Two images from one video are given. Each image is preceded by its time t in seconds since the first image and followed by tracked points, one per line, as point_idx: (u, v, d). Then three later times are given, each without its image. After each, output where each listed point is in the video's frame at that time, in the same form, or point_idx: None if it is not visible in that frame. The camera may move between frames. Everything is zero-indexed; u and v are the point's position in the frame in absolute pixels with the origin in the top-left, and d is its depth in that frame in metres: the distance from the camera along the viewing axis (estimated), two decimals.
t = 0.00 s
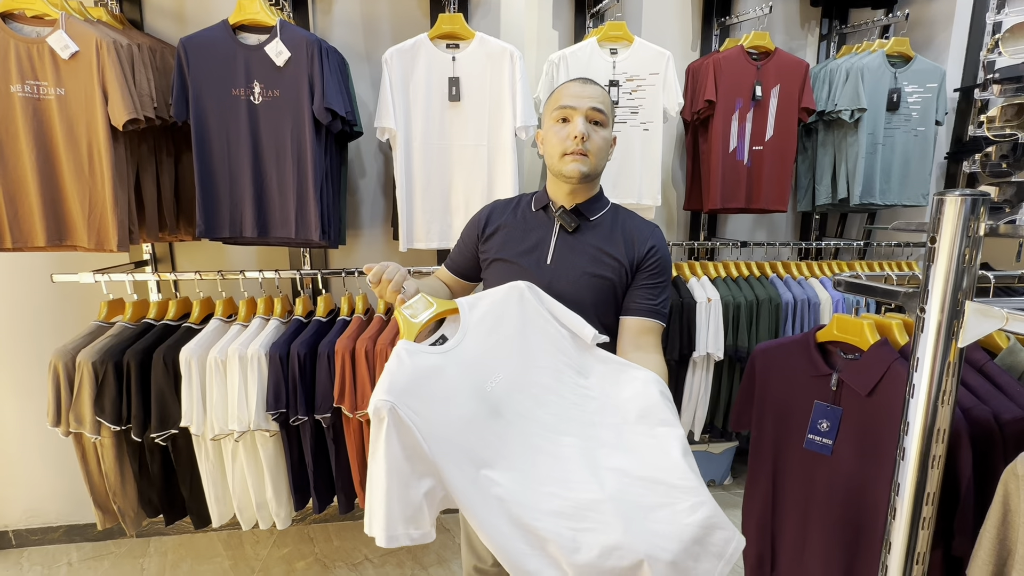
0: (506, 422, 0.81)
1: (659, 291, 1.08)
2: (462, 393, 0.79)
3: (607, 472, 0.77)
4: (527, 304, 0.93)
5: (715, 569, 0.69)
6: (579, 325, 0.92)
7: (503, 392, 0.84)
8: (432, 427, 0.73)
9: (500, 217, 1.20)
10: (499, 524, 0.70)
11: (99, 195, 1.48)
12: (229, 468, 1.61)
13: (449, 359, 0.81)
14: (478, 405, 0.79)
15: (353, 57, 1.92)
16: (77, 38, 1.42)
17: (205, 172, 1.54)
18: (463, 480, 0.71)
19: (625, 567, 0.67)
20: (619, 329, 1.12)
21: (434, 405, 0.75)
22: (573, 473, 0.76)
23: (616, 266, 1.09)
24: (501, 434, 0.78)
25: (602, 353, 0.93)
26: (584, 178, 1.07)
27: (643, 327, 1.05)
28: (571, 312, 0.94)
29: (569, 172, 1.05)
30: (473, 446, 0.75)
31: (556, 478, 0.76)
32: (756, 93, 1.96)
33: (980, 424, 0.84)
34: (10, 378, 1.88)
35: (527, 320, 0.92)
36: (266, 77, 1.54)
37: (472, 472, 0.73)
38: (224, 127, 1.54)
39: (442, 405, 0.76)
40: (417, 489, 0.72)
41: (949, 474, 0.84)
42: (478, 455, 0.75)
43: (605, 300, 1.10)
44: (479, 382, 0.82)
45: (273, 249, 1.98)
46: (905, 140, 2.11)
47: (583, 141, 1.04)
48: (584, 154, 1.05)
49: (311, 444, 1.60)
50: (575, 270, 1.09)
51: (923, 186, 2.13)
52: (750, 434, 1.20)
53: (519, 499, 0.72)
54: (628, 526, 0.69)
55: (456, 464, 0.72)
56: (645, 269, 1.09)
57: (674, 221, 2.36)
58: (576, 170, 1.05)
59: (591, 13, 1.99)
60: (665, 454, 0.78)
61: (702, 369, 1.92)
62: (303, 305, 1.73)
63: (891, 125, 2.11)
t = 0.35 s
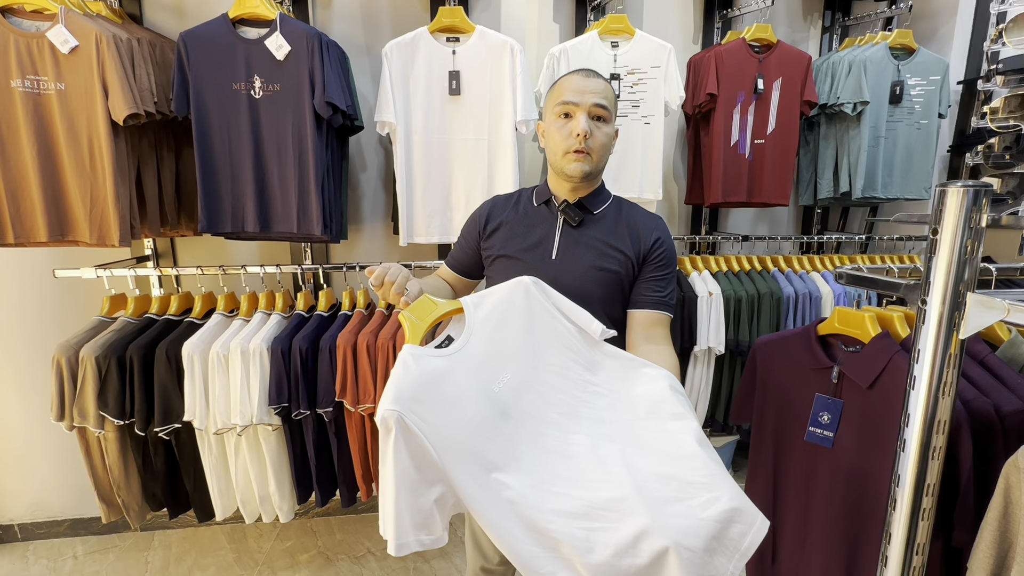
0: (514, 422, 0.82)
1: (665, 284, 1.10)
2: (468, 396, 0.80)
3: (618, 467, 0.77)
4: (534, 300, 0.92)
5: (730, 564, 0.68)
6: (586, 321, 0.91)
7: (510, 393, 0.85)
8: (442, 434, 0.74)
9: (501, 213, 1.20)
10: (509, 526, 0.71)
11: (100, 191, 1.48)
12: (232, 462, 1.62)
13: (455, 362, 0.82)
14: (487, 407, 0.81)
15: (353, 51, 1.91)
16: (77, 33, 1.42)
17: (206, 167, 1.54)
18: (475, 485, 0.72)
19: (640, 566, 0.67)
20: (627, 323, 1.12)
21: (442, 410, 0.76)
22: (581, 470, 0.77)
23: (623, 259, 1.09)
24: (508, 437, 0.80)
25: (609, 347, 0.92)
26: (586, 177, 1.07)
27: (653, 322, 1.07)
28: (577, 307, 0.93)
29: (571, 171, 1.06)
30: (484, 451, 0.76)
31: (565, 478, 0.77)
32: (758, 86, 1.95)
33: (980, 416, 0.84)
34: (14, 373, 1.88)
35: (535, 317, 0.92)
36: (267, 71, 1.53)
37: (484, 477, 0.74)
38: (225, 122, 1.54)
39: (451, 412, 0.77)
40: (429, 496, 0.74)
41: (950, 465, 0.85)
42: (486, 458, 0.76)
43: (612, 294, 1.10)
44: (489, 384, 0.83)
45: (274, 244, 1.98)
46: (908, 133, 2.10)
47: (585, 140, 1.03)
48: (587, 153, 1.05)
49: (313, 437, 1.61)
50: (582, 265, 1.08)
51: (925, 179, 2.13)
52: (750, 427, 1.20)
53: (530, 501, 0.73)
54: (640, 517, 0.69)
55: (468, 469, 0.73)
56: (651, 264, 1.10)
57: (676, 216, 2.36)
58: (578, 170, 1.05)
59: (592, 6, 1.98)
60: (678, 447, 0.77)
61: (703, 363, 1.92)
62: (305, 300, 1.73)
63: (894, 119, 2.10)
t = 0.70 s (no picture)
0: (518, 414, 0.83)
1: (666, 272, 1.10)
2: (472, 389, 0.80)
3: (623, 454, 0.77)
4: (535, 289, 0.92)
5: (744, 546, 0.67)
6: (588, 309, 0.90)
7: (513, 383, 0.85)
8: (449, 427, 0.73)
9: (497, 202, 1.18)
10: (520, 519, 0.70)
11: (97, 180, 1.47)
12: (233, 452, 1.62)
13: (457, 353, 0.81)
14: (491, 399, 0.81)
15: (351, 39, 1.89)
16: (72, 20, 1.40)
17: (203, 157, 1.53)
18: (485, 477, 0.72)
19: (649, 551, 0.68)
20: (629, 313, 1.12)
21: (446, 403, 0.76)
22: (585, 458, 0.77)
23: (623, 248, 1.08)
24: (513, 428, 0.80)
25: (611, 334, 0.91)
26: (584, 165, 1.06)
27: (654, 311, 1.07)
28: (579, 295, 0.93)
29: (569, 159, 1.05)
30: (491, 443, 0.76)
31: (571, 468, 0.77)
32: (760, 75, 1.93)
33: (982, 402, 0.83)
34: (15, 364, 1.89)
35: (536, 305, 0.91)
36: (264, 59, 1.52)
37: (493, 469, 0.73)
38: (222, 111, 1.53)
39: (456, 405, 0.76)
40: (437, 492, 0.72)
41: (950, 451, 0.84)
42: (493, 451, 0.76)
43: (613, 283, 1.09)
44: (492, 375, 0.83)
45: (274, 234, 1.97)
46: (911, 122, 2.08)
47: (583, 127, 1.02)
48: (585, 141, 1.04)
49: (313, 427, 1.62)
50: (582, 253, 1.08)
51: (928, 169, 2.11)
52: (751, 415, 1.20)
53: (539, 493, 0.73)
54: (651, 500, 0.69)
55: (476, 462, 0.73)
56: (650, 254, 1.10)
57: (676, 207, 2.35)
58: (576, 158, 1.04)
59: None
60: (685, 433, 0.76)
61: (703, 354, 1.92)
62: (304, 290, 1.73)
63: (897, 108, 2.08)
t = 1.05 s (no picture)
0: (499, 392, 0.80)
1: (665, 276, 1.09)
2: (450, 362, 0.78)
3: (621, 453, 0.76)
4: (516, 278, 0.94)
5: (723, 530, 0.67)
6: (570, 300, 0.92)
7: (494, 362, 0.83)
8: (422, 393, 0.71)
9: (491, 201, 1.18)
10: (493, 491, 0.66)
11: (97, 178, 1.47)
12: (233, 450, 1.62)
13: (436, 328, 0.81)
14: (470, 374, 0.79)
15: (351, 38, 1.89)
16: (71, 17, 1.40)
17: (203, 154, 1.53)
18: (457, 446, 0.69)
19: (648, 549, 0.67)
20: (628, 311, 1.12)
21: (422, 371, 0.74)
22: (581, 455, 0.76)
23: (616, 250, 1.07)
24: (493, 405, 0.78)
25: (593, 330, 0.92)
26: (562, 176, 1.03)
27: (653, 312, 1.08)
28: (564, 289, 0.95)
29: (545, 175, 1.03)
30: (466, 416, 0.74)
31: (548, 450, 0.75)
32: (761, 73, 1.92)
33: (983, 401, 0.83)
34: (16, 363, 1.89)
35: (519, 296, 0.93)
36: (264, 57, 1.52)
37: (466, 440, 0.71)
38: (222, 109, 1.53)
39: (432, 375, 0.74)
40: (405, 458, 0.70)
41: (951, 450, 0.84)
42: (467, 423, 0.73)
43: (610, 285, 1.09)
44: (471, 353, 0.82)
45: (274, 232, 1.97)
46: (913, 121, 2.08)
47: (552, 146, 0.98)
48: (557, 158, 0.99)
49: (313, 426, 1.61)
50: (575, 253, 1.07)
51: (930, 168, 2.10)
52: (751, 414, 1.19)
53: (514, 468, 0.70)
54: (652, 488, 0.69)
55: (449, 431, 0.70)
56: (648, 255, 1.09)
57: (677, 205, 2.35)
58: (551, 174, 1.02)
59: None
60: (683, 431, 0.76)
61: (703, 353, 1.91)
62: (304, 289, 1.73)
63: (899, 106, 2.07)
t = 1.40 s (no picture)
0: (444, 393, 0.84)
1: (656, 282, 1.08)
2: (406, 358, 0.81)
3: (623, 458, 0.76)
4: (499, 279, 0.91)
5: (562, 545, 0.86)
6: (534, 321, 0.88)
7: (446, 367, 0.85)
8: (370, 386, 0.75)
9: (482, 209, 1.19)
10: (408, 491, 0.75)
11: (100, 181, 1.48)
12: (233, 454, 1.62)
13: (403, 323, 0.83)
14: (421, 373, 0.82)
15: (354, 42, 1.90)
16: (76, 22, 1.41)
17: (205, 158, 1.53)
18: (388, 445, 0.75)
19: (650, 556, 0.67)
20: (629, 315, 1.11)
21: (373, 365, 0.76)
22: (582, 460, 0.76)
23: (605, 255, 1.06)
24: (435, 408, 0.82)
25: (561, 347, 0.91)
26: (559, 168, 1.03)
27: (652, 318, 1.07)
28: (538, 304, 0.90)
29: (541, 165, 1.02)
30: (408, 415, 0.78)
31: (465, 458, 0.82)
32: (762, 78, 1.93)
33: (987, 406, 0.83)
34: (16, 365, 1.89)
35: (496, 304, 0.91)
36: (267, 62, 1.52)
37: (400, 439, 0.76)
38: (225, 113, 1.53)
39: (383, 371, 0.77)
40: (342, 442, 0.72)
41: (956, 456, 0.84)
42: (409, 421, 0.77)
43: (603, 290, 1.08)
44: (428, 353, 0.84)
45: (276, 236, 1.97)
46: (914, 126, 2.08)
47: (551, 132, 0.99)
48: (555, 146, 1.00)
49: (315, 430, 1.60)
50: (564, 259, 1.06)
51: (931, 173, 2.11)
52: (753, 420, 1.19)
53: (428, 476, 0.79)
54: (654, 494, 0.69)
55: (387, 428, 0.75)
56: (637, 258, 1.07)
57: (678, 210, 2.35)
58: (548, 164, 1.01)
59: None
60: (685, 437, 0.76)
61: (705, 358, 1.91)
62: (306, 292, 1.73)
63: (899, 112, 2.08)
